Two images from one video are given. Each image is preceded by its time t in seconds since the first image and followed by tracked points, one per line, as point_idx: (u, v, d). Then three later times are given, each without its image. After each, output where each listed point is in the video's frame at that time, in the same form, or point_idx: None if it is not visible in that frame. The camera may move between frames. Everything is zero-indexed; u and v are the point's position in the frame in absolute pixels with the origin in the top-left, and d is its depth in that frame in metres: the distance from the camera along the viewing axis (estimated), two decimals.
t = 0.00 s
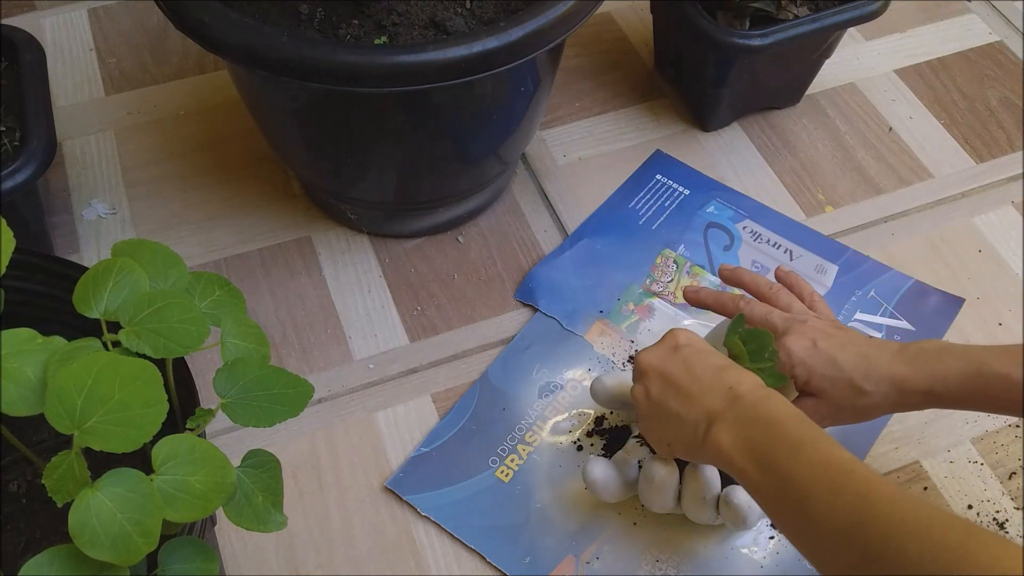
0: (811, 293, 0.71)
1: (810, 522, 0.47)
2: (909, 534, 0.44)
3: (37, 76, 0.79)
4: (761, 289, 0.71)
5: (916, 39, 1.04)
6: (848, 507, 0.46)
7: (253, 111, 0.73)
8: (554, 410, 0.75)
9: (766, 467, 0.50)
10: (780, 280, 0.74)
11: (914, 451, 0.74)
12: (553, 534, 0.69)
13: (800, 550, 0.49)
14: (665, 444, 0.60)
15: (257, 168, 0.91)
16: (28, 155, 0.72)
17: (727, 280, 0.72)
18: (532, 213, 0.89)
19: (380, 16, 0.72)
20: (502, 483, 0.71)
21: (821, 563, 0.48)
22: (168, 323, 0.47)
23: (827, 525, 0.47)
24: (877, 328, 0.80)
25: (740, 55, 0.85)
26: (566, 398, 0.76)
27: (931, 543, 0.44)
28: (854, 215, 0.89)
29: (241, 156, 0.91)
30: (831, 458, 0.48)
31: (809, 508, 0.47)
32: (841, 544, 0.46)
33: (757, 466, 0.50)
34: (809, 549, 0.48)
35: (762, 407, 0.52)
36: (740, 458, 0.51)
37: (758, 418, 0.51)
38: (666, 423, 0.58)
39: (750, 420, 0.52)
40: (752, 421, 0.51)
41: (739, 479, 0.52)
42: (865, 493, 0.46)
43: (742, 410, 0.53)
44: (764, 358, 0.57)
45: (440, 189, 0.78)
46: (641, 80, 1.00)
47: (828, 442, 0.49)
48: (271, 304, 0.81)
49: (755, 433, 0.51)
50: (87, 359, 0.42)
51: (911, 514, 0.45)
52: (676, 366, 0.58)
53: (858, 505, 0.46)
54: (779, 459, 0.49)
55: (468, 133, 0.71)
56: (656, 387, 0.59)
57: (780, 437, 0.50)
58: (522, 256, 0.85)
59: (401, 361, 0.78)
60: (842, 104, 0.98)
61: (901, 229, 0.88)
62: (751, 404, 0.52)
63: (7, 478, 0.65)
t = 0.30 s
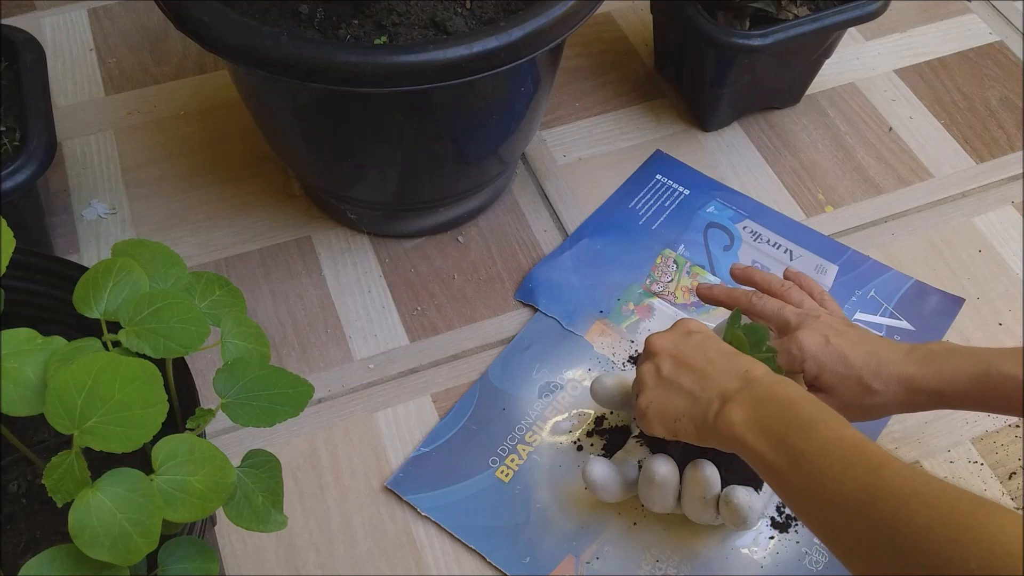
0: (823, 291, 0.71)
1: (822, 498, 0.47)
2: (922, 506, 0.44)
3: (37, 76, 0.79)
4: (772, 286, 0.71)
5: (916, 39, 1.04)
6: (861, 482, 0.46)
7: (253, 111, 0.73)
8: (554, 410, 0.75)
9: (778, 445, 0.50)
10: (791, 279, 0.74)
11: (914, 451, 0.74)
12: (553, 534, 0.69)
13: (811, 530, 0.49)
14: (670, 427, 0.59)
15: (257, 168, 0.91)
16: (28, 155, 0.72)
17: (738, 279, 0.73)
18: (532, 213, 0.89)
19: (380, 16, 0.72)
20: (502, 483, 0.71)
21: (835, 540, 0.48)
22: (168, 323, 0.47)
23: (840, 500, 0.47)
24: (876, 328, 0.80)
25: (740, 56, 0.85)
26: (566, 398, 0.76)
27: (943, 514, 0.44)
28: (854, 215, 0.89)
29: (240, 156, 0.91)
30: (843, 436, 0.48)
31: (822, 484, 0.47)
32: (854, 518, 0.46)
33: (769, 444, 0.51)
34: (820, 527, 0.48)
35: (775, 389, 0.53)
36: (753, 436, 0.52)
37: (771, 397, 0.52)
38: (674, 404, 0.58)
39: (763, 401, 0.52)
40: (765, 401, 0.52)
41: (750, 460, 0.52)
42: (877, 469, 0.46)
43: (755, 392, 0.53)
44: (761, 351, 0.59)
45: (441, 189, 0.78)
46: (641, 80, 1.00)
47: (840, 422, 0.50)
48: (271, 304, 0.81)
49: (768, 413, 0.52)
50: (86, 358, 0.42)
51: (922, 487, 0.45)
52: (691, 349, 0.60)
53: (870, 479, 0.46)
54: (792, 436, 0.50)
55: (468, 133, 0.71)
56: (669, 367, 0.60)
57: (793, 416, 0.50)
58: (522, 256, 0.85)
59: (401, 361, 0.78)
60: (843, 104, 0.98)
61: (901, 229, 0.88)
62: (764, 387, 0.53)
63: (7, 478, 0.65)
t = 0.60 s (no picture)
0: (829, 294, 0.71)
1: (826, 499, 0.48)
2: (925, 507, 0.44)
3: (37, 76, 0.79)
4: (777, 286, 0.71)
5: (916, 39, 1.04)
6: (864, 483, 0.46)
7: (253, 111, 0.73)
8: (554, 410, 0.75)
9: (783, 448, 0.50)
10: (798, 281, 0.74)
11: (914, 451, 0.74)
12: (553, 534, 0.69)
13: (817, 530, 0.50)
14: (678, 434, 0.60)
15: (257, 168, 0.91)
16: (28, 155, 0.72)
17: (743, 283, 0.72)
18: (532, 213, 0.89)
19: (380, 17, 0.72)
20: (502, 483, 0.71)
21: (841, 542, 0.48)
22: (169, 323, 0.47)
23: (843, 501, 0.47)
24: (877, 328, 0.80)
25: (740, 56, 0.85)
26: (566, 398, 0.76)
27: (947, 516, 0.44)
28: (854, 215, 0.89)
29: (241, 156, 0.91)
30: (848, 437, 0.49)
31: (826, 485, 0.48)
32: (858, 519, 0.46)
33: (773, 446, 0.51)
34: (826, 529, 0.49)
35: (779, 390, 0.53)
36: (757, 440, 0.52)
37: (774, 401, 0.52)
38: (680, 411, 0.59)
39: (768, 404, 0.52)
40: (769, 404, 0.52)
41: (756, 463, 0.53)
42: (882, 470, 0.46)
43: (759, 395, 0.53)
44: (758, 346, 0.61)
45: (441, 189, 0.78)
46: (641, 80, 1.00)
47: (845, 423, 0.50)
48: (271, 304, 0.81)
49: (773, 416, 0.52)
50: (86, 359, 0.42)
51: (926, 489, 0.45)
52: (692, 355, 0.60)
53: (874, 480, 0.46)
54: (796, 439, 0.50)
55: (468, 133, 0.71)
56: (674, 375, 0.60)
57: (797, 418, 0.50)
58: (522, 256, 0.85)
59: (401, 361, 0.78)
60: (843, 104, 0.98)
61: (901, 229, 0.88)
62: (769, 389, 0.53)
63: (7, 478, 0.65)
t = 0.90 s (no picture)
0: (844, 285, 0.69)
1: (826, 500, 0.48)
2: (923, 506, 0.44)
3: (37, 76, 0.79)
4: (791, 271, 0.69)
5: (916, 39, 1.04)
6: (863, 483, 0.46)
7: (253, 111, 0.73)
8: (554, 410, 0.75)
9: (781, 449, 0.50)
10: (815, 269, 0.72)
11: (914, 451, 0.74)
12: (553, 534, 0.69)
13: (816, 531, 0.50)
14: (678, 436, 0.60)
15: (258, 168, 0.91)
16: (28, 155, 0.72)
17: (760, 259, 0.71)
18: (532, 213, 0.89)
19: (380, 17, 0.72)
20: (502, 483, 0.71)
21: (841, 542, 0.48)
22: (169, 323, 0.47)
23: (843, 502, 0.47)
24: (877, 328, 0.80)
25: (740, 56, 0.85)
26: (566, 398, 0.76)
27: (946, 516, 0.44)
28: (854, 215, 0.89)
29: (241, 156, 0.91)
30: (846, 437, 0.49)
31: (826, 486, 0.48)
32: (857, 520, 0.46)
33: (771, 447, 0.51)
34: (826, 529, 0.49)
35: (778, 391, 0.53)
36: (756, 441, 0.52)
37: (772, 401, 0.52)
38: (679, 413, 0.59)
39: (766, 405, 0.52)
40: (767, 405, 0.52)
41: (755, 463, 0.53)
42: (881, 470, 0.46)
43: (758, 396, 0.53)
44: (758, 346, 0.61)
45: (441, 189, 0.78)
46: (641, 80, 1.00)
47: (844, 423, 0.50)
48: (271, 304, 0.81)
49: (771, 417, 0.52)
50: (86, 358, 0.42)
51: (926, 489, 0.45)
52: (691, 358, 0.60)
53: (873, 481, 0.46)
54: (795, 440, 0.50)
55: (468, 133, 0.71)
56: (673, 376, 0.60)
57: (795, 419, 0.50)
58: (522, 256, 0.85)
59: (401, 362, 0.78)
60: (843, 104, 0.98)
61: (901, 229, 0.88)
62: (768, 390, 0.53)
63: (7, 478, 0.65)
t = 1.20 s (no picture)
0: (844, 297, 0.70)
1: (830, 497, 0.48)
2: (926, 498, 0.45)
3: (37, 76, 0.79)
4: (791, 284, 0.70)
5: (917, 39, 1.04)
6: (865, 481, 0.46)
7: (253, 111, 0.73)
8: (554, 410, 0.75)
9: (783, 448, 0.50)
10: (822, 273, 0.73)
11: (914, 451, 0.74)
12: (553, 534, 0.69)
13: (821, 529, 0.49)
14: (677, 436, 0.59)
15: (258, 168, 0.91)
16: (27, 155, 0.72)
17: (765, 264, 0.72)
18: (532, 213, 0.89)
19: (380, 17, 0.72)
20: (502, 483, 0.71)
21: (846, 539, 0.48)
22: (169, 323, 0.47)
23: (845, 502, 0.47)
24: (877, 328, 0.80)
25: (740, 56, 0.85)
26: (566, 398, 0.76)
27: (950, 506, 0.44)
28: (854, 215, 0.89)
29: (241, 156, 0.91)
30: (846, 434, 0.49)
31: (829, 483, 0.48)
32: (862, 517, 0.46)
33: (773, 447, 0.51)
34: (830, 527, 0.49)
35: (777, 392, 0.53)
36: (757, 441, 0.52)
37: (772, 402, 0.52)
38: (679, 415, 0.59)
39: (766, 405, 0.52)
40: (767, 406, 0.52)
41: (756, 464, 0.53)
42: (882, 465, 0.47)
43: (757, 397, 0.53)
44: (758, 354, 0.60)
45: (441, 189, 0.78)
46: (641, 80, 1.00)
47: (844, 421, 0.50)
48: (271, 304, 0.81)
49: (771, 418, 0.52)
50: (86, 358, 0.42)
51: (927, 481, 0.45)
52: (692, 360, 0.60)
53: (875, 475, 0.46)
54: (796, 438, 0.50)
55: (468, 133, 0.71)
56: (674, 378, 0.60)
57: (795, 418, 0.50)
58: (522, 256, 0.85)
59: (401, 362, 0.78)
60: (843, 104, 0.98)
61: (901, 229, 0.88)
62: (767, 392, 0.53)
63: (7, 478, 0.65)
